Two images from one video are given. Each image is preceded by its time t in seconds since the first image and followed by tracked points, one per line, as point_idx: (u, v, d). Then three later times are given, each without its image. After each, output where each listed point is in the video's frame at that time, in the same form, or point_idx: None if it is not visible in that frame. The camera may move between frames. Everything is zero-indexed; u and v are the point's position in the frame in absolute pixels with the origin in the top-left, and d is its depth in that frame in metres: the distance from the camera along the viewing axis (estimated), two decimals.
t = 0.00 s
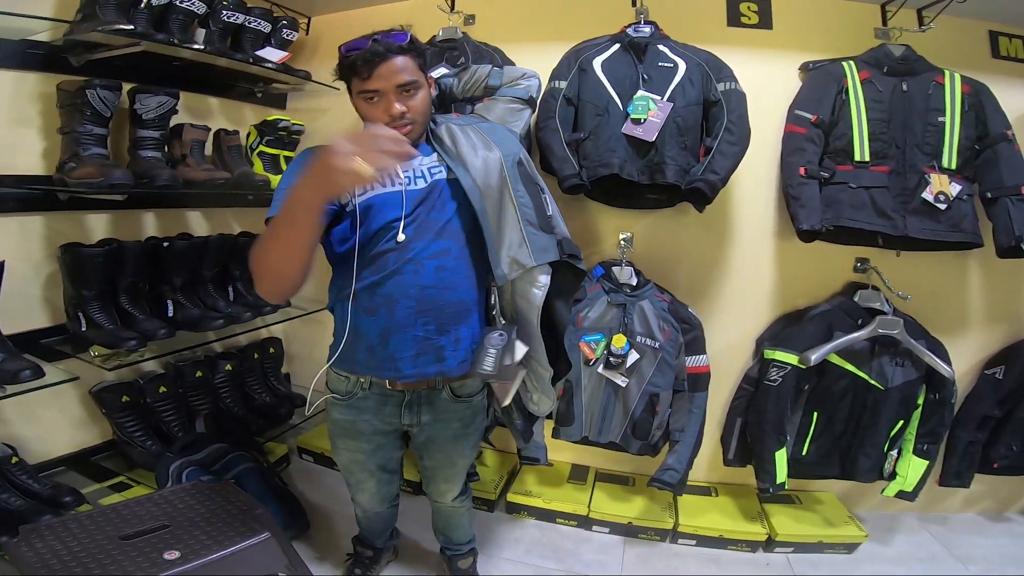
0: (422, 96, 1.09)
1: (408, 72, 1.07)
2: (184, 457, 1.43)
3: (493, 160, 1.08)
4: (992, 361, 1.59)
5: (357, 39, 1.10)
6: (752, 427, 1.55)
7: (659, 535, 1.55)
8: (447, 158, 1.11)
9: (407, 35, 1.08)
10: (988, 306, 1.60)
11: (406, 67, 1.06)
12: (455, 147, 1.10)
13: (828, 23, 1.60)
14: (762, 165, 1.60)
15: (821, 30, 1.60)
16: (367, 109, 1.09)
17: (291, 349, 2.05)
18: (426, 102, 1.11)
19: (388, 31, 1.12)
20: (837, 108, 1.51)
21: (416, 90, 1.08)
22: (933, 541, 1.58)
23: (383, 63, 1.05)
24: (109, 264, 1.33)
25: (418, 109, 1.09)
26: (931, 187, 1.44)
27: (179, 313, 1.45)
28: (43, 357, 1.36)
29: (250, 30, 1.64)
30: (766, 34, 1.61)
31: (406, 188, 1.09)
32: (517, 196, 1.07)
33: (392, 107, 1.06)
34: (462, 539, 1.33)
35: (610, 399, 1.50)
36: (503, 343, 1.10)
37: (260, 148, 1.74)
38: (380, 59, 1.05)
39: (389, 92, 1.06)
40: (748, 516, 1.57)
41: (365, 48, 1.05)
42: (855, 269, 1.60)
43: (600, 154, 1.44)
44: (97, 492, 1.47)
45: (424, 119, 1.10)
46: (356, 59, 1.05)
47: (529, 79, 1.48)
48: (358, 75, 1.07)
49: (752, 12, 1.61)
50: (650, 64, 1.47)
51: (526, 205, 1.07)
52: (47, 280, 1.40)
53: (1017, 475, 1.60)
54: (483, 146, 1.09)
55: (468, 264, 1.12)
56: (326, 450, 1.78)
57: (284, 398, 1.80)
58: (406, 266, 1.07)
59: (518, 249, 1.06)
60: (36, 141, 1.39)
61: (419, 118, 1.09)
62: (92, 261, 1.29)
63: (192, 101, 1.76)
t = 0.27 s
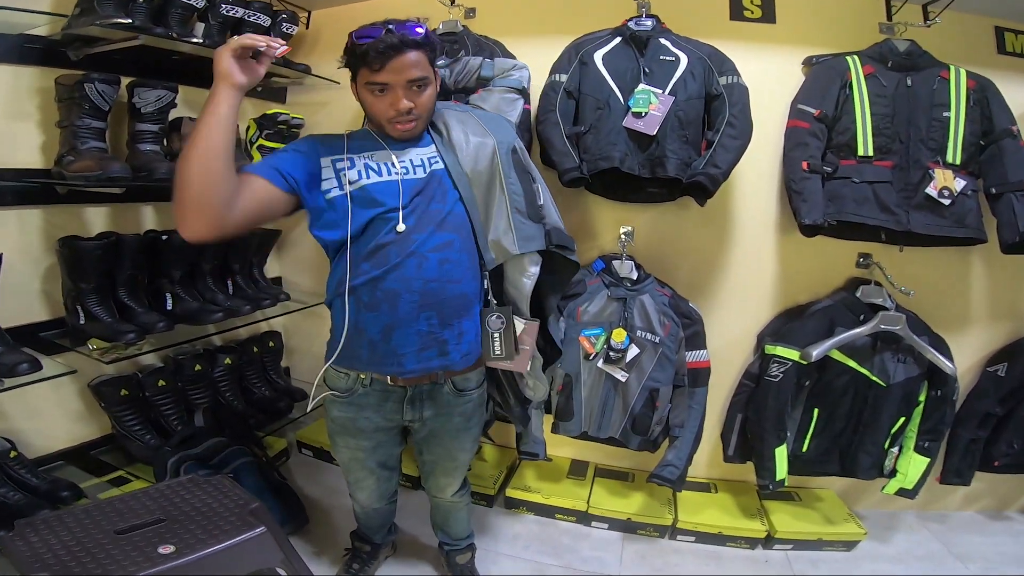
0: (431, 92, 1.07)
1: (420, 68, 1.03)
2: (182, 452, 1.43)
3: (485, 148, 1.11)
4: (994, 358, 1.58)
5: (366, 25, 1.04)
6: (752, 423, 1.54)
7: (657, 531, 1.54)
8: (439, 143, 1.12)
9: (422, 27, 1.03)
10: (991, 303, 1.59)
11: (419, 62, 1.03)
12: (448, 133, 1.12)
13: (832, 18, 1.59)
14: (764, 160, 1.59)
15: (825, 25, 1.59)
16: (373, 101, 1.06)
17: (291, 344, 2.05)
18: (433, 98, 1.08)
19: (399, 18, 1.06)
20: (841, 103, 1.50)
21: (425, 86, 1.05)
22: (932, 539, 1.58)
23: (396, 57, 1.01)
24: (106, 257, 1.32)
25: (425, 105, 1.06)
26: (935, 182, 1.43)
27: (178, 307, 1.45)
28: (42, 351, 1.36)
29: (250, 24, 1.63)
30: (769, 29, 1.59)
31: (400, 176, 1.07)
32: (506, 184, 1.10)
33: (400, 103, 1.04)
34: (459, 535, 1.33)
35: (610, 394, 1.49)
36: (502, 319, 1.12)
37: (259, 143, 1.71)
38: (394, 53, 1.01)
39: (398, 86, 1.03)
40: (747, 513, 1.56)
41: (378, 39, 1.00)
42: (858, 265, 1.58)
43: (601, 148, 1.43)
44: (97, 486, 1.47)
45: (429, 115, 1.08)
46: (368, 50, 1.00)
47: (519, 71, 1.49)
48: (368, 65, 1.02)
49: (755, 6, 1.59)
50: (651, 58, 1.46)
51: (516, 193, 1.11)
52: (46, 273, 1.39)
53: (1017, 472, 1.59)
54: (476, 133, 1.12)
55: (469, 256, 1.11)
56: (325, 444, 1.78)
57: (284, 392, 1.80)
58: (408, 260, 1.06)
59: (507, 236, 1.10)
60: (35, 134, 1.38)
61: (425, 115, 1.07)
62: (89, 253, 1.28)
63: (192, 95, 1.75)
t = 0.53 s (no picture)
0: (437, 94, 1.05)
1: (426, 69, 1.02)
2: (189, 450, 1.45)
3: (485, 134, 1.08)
4: (1010, 364, 1.55)
5: (370, 23, 1.01)
6: (762, 427, 1.52)
7: (663, 534, 1.52)
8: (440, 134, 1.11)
9: (428, 26, 1.02)
10: (1007, 308, 1.56)
11: (425, 63, 1.01)
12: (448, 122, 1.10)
13: (847, 18, 1.57)
14: (777, 163, 1.57)
15: (840, 25, 1.57)
16: (377, 102, 1.03)
17: (299, 342, 2.05)
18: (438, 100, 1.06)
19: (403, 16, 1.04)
20: (857, 104, 1.47)
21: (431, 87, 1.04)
22: (943, 545, 1.55)
23: (403, 57, 0.99)
24: (117, 254, 1.32)
25: (431, 107, 1.05)
26: (953, 185, 1.40)
27: (188, 305, 1.45)
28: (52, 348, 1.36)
29: (261, 23, 1.64)
30: (783, 29, 1.58)
31: (398, 170, 1.06)
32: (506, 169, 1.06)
33: (407, 105, 1.02)
34: (465, 536, 1.32)
35: (619, 397, 1.48)
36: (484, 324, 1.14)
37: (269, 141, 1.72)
38: (400, 53, 0.98)
39: (405, 88, 1.01)
40: (754, 517, 1.54)
41: (384, 38, 0.98)
42: (871, 269, 1.56)
43: (612, 148, 1.41)
44: (104, 484, 1.50)
45: (435, 117, 1.07)
46: (373, 50, 0.98)
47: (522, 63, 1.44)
48: (373, 65, 1.00)
49: (769, 6, 1.58)
50: (663, 58, 1.45)
51: (518, 180, 1.06)
52: (57, 270, 1.41)
53: None
54: (475, 121, 1.09)
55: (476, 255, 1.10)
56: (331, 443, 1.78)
57: (292, 390, 1.81)
58: (414, 261, 1.05)
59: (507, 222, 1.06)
60: (48, 132, 1.40)
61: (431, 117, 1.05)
62: (100, 250, 1.29)
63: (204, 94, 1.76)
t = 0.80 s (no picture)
0: (422, 102, 1.01)
1: (406, 79, 0.98)
2: (194, 455, 1.44)
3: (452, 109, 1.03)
4: (1020, 369, 1.54)
5: (345, 38, 0.98)
6: (768, 434, 1.51)
7: (668, 541, 1.52)
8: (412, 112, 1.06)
9: (403, 35, 0.97)
10: (1017, 312, 1.54)
11: (405, 74, 0.97)
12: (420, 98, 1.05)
13: (853, 22, 1.56)
14: (782, 168, 1.56)
15: (846, 29, 1.56)
16: (361, 118, 1.01)
17: (304, 347, 2.05)
18: (425, 109, 1.03)
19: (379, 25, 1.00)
20: (863, 108, 1.47)
21: (414, 96, 1.00)
22: (950, 550, 1.53)
23: (380, 71, 0.95)
24: (123, 259, 1.33)
25: (419, 117, 1.01)
26: (960, 190, 1.39)
27: (194, 310, 1.46)
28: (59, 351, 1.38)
29: (267, 28, 1.65)
30: (788, 33, 1.57)
31: (394, 171, 1.05)
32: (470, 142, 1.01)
33: (392, 119, 0.99)
34: (470, 542, 1.32)
35: (624, 403, 1.47)
36: (474, 327, 0.99)
37: (275, 146, 1.74)
38: (378, 68, 0.95)
39: (387, 102, 0.97)
40: (760, 522, 1.53)
41: (358, 54, 0.94)
42: (879, 274, 1.55)
43: (617, 154, 1.41)
44: (109, 487, 1.49)
45: (425, 126, 1.03)
46: (348, 66, 0.95)
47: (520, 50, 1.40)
48: (351, 83, 0.96)
49: (774, 11, 1.57)
50: (668, 62, 1.45)
51: (487, 159, 1.00)
52: (65, 275, 1.41)
53: None
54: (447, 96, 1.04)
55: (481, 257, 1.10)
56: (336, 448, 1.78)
57: (297, 395, 1.81)
58: (419, 261, 1.05)
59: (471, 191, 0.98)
60: (57, 138, 1.41)
61: (419, 128, 1.02)
62: (107, 255, 1.29)
63: (210, 99, 1.77)
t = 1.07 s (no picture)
0: (407, 119, 1.02)
1: (389, 95, 0.99)
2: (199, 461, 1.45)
3: (453, 105, 1.02)
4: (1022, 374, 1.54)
5: (329, 56, 1.00)
6: (771, 439, 1.52)
7: (670, 546, 1.52)
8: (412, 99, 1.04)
9: (385, 52, 0.98)
10: (1018, 317, 1.55)
11: (387, 90, 0.98)
12: (423, 90, 1.04)
13: (852, 29, 1.57)
14: (783, 175, 1.57)
15: (845, 36, 1.57)
16: (347, 135, 1.02)
17: (306, 354, 2.06)
18: (410, 124, 1.03)
19: (365, 42, 1.01)
20: (863, 114, 1.48)
21: (398, 112, 1.00)
22: (954, 554, 1.53)
23: (361, 88, 0.96)
24: (129, 267, 1.34)
25: (403, 133, 1.02)
26: (961, 196, 1.39)
27: (198, 317, 1.47)
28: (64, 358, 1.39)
29: (271, 36, 1.66)
30: (788, 40, 1.58)
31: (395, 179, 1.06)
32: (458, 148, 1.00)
33: (375, 135, 0.99)
34: (472, 548, 1.33)
35: (626, 409, 1.47)
36: (437, 327, 1.00)
37: (279, 154, 1.75)
38: (359, 85, 0.96)
39: (370, 119, 0.98)
40: (763, 527, 1.53)
41: (340, 70, 0.96)
42: (881, 280, 1.55)
43: (618, 161, 1.42)
44: (114, 492, 1.49)
45: (410, 142, 1.04)
46: (330, 84, 0.96)
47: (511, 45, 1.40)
48: (334, 100, 0.98)
49: (773, 18, 1.58)
50: (669, 70, 1.45)
51: (475, 169, 1.02)
52: (71, 282, 1.42)
53: None
54: (449, 91, 1.02)
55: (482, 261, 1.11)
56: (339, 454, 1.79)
57: (299, 401, 1.82)
58: (423, 266, 1.05)
59: (450, 199, 0.98)
60: (63, 145, 1.42)
61: (404, 143, 1.03)
62: (113, 263, 1.30)
63: (215, 106, 1.78)
